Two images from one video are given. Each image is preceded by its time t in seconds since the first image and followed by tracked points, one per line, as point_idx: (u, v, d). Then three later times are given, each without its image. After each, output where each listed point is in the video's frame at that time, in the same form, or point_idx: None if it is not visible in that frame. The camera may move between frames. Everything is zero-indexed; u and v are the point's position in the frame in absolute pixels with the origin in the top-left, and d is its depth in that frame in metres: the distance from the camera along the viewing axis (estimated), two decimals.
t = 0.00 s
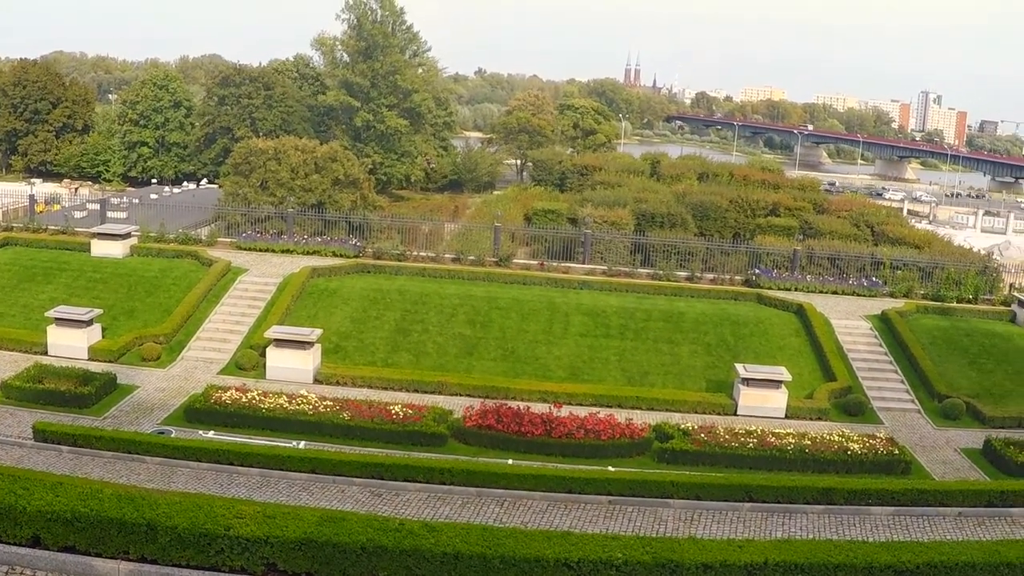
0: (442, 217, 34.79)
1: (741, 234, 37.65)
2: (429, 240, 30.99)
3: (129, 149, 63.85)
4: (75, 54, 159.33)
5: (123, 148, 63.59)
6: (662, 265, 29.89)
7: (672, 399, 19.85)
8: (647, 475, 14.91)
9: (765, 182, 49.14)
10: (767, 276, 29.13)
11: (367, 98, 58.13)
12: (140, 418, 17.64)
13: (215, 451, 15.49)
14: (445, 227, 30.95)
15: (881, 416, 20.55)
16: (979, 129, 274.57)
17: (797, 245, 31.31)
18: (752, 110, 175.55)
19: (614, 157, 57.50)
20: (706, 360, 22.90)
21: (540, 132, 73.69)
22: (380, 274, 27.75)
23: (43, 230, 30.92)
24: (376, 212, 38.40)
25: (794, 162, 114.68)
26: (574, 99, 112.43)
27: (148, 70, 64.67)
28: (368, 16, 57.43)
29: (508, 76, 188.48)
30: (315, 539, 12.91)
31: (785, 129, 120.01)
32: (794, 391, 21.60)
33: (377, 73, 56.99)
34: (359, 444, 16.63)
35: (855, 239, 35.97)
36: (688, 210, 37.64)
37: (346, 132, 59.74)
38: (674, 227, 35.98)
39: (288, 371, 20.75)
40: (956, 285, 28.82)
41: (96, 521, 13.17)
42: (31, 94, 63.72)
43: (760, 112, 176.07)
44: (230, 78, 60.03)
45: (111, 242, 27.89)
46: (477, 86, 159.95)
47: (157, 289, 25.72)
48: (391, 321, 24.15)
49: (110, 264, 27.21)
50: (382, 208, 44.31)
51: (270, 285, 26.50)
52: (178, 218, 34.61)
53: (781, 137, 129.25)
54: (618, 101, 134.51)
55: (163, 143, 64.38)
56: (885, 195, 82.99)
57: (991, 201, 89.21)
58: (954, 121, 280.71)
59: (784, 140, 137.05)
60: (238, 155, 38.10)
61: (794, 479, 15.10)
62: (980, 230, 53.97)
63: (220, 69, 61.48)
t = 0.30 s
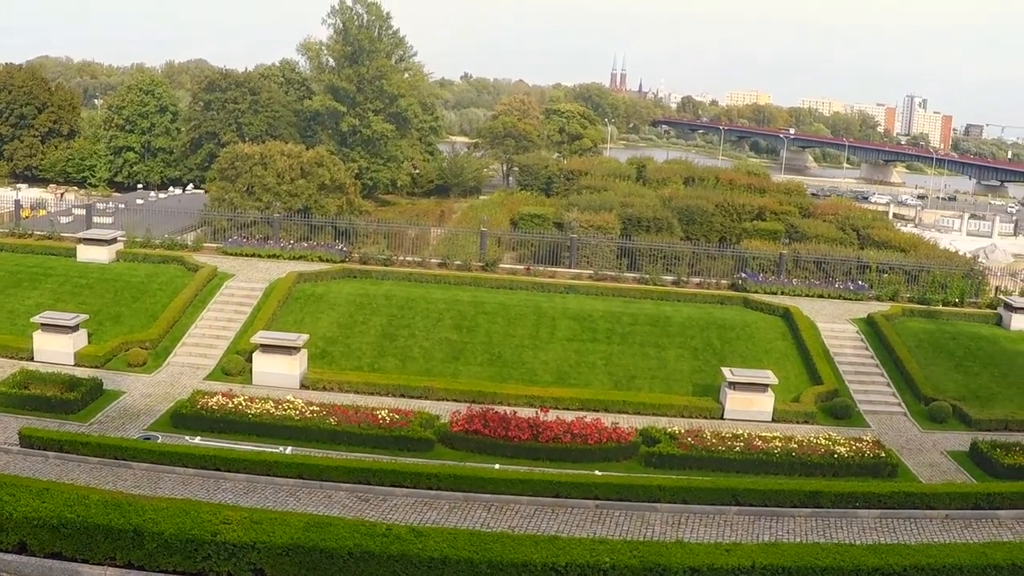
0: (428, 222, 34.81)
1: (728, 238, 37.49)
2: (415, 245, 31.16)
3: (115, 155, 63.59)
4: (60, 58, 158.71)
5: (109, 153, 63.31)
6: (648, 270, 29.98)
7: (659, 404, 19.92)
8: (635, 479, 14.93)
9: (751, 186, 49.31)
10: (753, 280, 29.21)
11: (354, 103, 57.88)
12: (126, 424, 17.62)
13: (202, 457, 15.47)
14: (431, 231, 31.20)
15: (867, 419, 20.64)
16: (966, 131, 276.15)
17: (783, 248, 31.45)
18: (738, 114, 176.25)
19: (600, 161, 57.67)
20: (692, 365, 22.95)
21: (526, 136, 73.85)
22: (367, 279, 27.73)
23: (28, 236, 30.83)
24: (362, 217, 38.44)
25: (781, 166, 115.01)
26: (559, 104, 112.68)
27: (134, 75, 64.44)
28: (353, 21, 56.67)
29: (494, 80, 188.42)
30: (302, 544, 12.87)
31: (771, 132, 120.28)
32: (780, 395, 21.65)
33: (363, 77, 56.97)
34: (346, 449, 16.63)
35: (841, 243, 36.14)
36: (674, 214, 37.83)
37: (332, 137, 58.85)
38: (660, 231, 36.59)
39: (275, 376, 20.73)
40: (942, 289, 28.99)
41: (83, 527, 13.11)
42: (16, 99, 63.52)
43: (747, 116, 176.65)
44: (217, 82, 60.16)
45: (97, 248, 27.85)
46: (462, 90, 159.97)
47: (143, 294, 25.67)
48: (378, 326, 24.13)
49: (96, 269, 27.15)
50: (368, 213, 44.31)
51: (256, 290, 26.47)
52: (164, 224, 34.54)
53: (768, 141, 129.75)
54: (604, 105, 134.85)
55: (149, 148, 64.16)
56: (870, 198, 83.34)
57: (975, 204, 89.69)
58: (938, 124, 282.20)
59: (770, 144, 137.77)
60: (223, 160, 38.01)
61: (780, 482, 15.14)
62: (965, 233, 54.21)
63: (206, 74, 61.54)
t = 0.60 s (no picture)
0: (417, 226, 34.85)
1: (717, 240, 37.32)
2: (404, 249, 31.18)
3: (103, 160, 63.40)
4: (48, 63, 157.88)
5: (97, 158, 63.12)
6: (637, 273, 30.05)
7: (649, 406, 19.96)
8: (625, 482, 14.95)
9: (740, 188, 49.46)
10: (742, 283, 29.28)
11: (342, 108, 57.35)
12: (114, 430, 17.59)
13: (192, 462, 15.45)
14: (420, 236, 31.21)
15: (857, 421, 20.70)
16: (954, 133, 277.37)
17: (771, 251, 31.53)
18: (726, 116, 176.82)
19: (589, 164, 57.77)
20: (681, 367, 22.99)
21: (514, 140, 73.98)
22: (356, 284, 27.73)
23: (16, 242, 30.75)
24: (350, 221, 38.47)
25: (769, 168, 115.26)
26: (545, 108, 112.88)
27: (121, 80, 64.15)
28: (341, 26, 56.65)
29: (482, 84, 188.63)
30: (293, 550, 12.82)
31: (759, 134, 120.69)
32: (770, 397, 21.70)
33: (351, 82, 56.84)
34: (336, 453, 16.64)
35: (829, 244, 36.26)
36: (663, 217, 37.96)
37: (320, 142, 58.16)
38: (649, 234, 36.15)
39: (265, 382, 20.71)
40: (930, 290, 29.13)
41: (73, 534, 13.05)
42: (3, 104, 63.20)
43: (735, 119, 177.12)
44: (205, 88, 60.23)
45: (85, 253, 27.79)
46: (450, 95, 159.95)
47: (132, 299, 25.62)
48: (367, 331, 24.12)
49: (85, 275, 27.09)
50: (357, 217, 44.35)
51: (245, 295, 26.44)
52: (152, 229, 34.48)
53: (757, 144, 130.13)
54: (592, 108, 135.22)
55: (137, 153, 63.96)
56: (858, 200, 83.64)
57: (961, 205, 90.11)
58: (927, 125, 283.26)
59: (758, 146, 138.29)
60: (212, 165, 37.96)
61: (770, 484, 15.18)
62: (952, 234, 54.39)
63: (193, 79, 61.29)
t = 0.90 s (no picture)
0: (400, 230, 34.88)
1: (697, 243, 37.71)
2: (385, 253, 31.24)
3: (84, 166, 63.02)
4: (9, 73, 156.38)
5: (78, 164, 62.76)
6: (619, 276, 30.14)
7: (632, 410, 20.01)
8: (608, 485, 14.97)
9: (721, 191, 49.65)
10: (724, 286, 29.34)
11: (322, 112, 57.55)
12: (95, 436, 17.57)
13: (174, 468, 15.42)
14: (402, 241, 31.27)
15: (839, 423, 20.79)
16: (937, 134, 279.00)
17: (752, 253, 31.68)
18: (706, 118, 177.34)
19: (571, 168, 57.92)
20: (663, 370, 23.04)
21: (495, 144, 74.10)
22: (338, 289, 27.72)
23: None
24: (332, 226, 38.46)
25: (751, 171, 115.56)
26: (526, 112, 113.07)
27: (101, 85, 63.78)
28: (322, 30, 56.67)
29: (465, 89, 188.61)
30: (276, 555, 12.75)
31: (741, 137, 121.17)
32: (753, 399, 21.76)
33: (332, 87, 56.67)
34: (319, 459, 16.66)
35: (810, 247, 36.44)
36: (644, 220, 37.97)
37: (301, 147, 58.50)
38: (630, 237, 36.55)
39: (249, 387, 20.68)
40: (912, 291, 29.29)
41: (55, 541, 12.98)
42: None
43: (716, 122, 177.71)
44: (186, 93, 59.67)
45: (66, 259, 27.70)
46: (431, 99, 159.70)
47: (113, 305, 25.57)
48: (349, 336, 24.10)
49: (66, 281, 27.00)
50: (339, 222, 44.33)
51: (227, 301, 26.40)
52: (133, 235, 34.37)
53: (739, 147, 130.66)
54: (574, 113, 135.44)
55: (118, 158, 63.59)
56: (838, 202, 84.07)
57: (940, 206, 90.73)
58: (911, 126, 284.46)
59: (738, 150, 139.08)
60: (192, 170, 37.85)
61: (753, 486, 15.22)
62: (932, 235, 54.68)
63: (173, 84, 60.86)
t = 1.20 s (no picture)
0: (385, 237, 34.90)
1: (683, 249, 37.69)
2: (370, 260, 31.39)
3: (69, 172, 62.74)
4: None
5: (63, 170, 62.45)
6: (604, 282, 30.18)
7: (618, 416, 20.07)
8: (594, 492, 14.98)
9: (706, 198, 49.80)
10: (709, 292, 29.43)
11: (307, 119, 57.46)
12: (80, 444, 17.53)
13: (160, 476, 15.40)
14: (387, 247, 31.40)
15: (825, 428, 20.86)
16: (917, 140, 281.91)
17: (737, 259, 31.78)
18: (692, 125, 177.75)
19: (556, 174, 58.05)
20: (649, 376, 23.07)
21: (480, 151, 74.17)
22: (323, 295, 27.72)
23: None
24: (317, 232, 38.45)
25: (735, 177, 115.93)
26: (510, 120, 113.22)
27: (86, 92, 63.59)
28: (307, 37, 56.36)
29: (451, 96, 188.73)
30: (262, 563, 12.64)
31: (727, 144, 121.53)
32: (738, 405, 21.80)
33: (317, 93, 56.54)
34: (305, 466, 16.67)
35: (795, 252, 36.58)
36: (630, 226, 37.93)
37: (285, 153, 58.78)
38: (616, 243, 36.61)
39: (235, 394, 20.65)
40: (897, 297, 29.38)
41: (40, 549, 12.90)
42: None
43: (701, 128, 178.12)
44: (170, 100, 59.69)
45: (51, 266, 27.62)
46: (417, 105, 159.70)
47: (98, 313, 25.51)
48: (334, 343, 24.09)
49: (51, 288, 26.93)
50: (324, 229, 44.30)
51: (212, 308, 26.37)
52: (118, 242, 34.29)
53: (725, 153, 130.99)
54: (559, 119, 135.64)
55: (103, 165, 63.34)
56: (823, 208, 84.49)
57: (925, 212, 91.20)
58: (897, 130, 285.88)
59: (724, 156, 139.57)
60: (177, 177, 37.77)
61: (739, 493, 15.26)
62: (917, 241, 54.96)
63: (159, 90, 60.76)
